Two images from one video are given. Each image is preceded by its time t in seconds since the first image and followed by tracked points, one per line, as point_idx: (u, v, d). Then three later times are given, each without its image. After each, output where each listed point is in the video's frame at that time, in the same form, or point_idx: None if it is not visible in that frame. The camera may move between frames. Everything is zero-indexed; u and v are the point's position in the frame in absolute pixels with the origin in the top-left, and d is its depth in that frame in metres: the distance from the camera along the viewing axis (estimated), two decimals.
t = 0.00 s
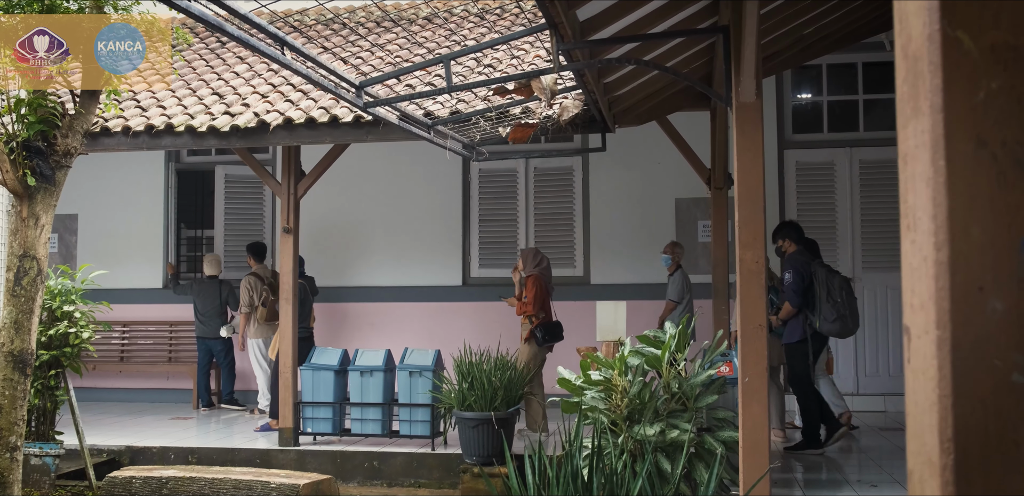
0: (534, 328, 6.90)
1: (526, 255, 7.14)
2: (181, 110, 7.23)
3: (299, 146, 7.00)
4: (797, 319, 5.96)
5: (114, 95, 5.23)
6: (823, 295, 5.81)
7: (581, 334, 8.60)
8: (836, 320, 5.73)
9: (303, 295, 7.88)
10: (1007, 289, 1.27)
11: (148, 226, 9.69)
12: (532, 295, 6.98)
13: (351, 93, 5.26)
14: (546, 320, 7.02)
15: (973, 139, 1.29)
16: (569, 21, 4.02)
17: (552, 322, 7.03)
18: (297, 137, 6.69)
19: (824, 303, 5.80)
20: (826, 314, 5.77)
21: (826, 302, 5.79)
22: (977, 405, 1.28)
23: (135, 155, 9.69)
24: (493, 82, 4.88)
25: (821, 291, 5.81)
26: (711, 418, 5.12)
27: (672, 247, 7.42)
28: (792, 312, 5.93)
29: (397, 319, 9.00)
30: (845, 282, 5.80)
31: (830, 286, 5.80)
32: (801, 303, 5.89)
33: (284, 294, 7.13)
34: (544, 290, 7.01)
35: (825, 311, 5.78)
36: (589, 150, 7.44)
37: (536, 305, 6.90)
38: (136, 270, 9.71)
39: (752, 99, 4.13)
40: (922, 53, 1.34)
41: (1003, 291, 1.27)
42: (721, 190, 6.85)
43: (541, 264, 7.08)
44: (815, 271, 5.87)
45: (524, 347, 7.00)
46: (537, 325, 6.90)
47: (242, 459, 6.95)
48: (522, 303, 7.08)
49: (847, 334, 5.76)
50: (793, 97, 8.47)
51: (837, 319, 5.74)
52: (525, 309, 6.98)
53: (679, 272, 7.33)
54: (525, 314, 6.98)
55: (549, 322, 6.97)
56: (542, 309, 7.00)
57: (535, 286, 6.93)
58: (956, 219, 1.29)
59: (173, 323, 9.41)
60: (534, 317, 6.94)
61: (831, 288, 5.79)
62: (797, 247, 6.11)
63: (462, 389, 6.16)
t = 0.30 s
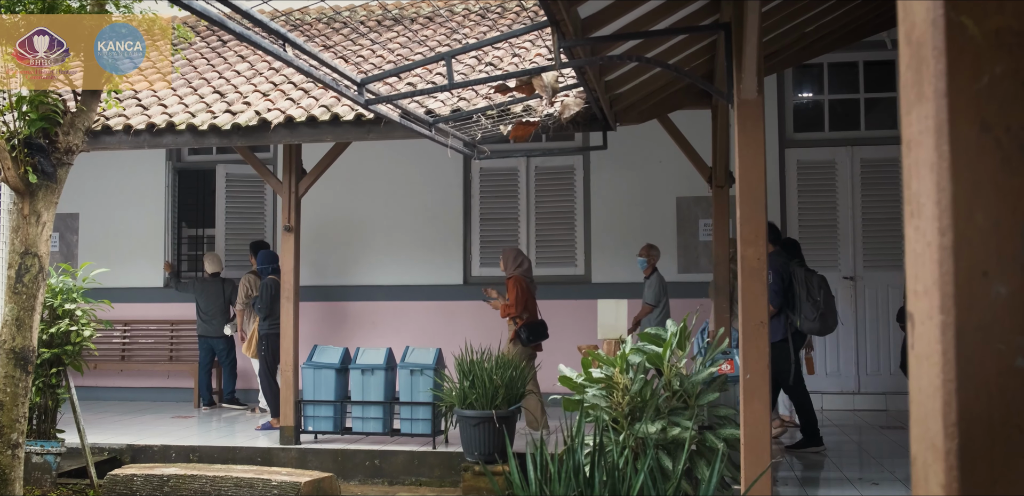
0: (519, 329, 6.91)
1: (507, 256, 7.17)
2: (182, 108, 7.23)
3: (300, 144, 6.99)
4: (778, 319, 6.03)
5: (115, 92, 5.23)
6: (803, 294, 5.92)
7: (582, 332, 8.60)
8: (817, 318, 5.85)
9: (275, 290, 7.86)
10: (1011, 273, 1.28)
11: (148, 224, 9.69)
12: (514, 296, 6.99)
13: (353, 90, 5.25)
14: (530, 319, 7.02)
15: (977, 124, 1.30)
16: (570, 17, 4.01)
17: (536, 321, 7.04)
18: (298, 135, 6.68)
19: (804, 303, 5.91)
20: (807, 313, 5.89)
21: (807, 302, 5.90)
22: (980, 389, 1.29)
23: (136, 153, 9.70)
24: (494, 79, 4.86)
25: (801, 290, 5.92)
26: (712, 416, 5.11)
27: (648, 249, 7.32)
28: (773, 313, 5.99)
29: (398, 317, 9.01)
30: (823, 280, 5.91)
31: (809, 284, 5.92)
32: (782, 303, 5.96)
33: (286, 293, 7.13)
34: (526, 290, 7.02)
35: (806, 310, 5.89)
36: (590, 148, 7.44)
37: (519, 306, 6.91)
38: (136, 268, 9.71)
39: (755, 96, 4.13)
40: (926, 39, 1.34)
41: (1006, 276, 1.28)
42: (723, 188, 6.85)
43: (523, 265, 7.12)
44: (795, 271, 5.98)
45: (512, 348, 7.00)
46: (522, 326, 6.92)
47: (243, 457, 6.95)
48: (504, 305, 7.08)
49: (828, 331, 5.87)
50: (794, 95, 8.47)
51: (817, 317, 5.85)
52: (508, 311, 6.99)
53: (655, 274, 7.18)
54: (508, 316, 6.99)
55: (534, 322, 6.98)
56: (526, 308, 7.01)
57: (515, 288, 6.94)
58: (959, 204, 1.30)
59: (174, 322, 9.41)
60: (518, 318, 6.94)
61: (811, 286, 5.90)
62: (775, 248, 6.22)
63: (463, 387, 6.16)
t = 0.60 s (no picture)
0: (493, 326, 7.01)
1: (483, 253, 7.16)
2: (184, 106, 7.23)
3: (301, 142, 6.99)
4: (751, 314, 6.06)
5: (116, 89, 5.23)
6: (779, 291, 5.99)
7: (583, 330, 8.59)
8: (791, 315, 5.91)
9: (256, 292, 7.70)
10: (1014, 253, 1.41)
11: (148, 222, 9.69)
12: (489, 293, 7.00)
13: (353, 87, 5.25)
14: (504, 315, 7.11)
15: (980, 104, 1.44)
16: (571, 12, 3.99)
17: (510, 316, 7.13)
18: (299, 133, 6.68)
19: (780, 299, 5.98)
20: (782, 309, 5.94)
21: (783, 298, 5.96)
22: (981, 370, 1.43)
23: (138, 152, 9.72)
24: (494, 75, 4.86)
25: (778, 286, 5.98)
26: (714, 413, 5.09)
27: (623, 244, 7.38)
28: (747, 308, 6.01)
29: (399, 316, 9.01)
30: (800, 279, 6.02)
31: (784, 280, 6.00)
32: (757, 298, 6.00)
33: (286, 291, 7.12)
34: (501, 287, 7.03)
35: (781, 306, 5.95)
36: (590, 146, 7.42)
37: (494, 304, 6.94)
38: (137, 267, 9.71)
39: (756, 92, 4.12)
40: (931, 22, 1.48)
41: (1007, 255, 1.41)
42: (724, 186, 6.86)
43: (498, 262, 7.12)
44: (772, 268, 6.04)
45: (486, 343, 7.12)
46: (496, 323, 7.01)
47: (245, 455, 6.94)
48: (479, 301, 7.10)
49: (800, 329, 5.94)
50: (795, 94, 8.46)
51: (791, 313, 5.92)
52: (482, 308, 7.03)
53: (627, 269, 7.29)
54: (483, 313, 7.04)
55: (508, 318, 7.07)
56: (500, 305, 7.05)
57: (491, 285, 6.95)
58: (962, 183, 1.44)
59: (176, 320, 9.42)
60: (492, 315, 7.01)
61: (788, 283, 5.99)
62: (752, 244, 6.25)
63: (464, 385, 6.16)
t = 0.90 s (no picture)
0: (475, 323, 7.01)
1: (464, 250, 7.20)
2: (184, 104, 7.23)
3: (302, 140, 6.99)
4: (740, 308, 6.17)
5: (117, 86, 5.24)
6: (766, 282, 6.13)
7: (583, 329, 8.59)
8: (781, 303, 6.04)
9: (240, 288, 7.93)
10: (1016, 231, 1.24)
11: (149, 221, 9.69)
12: (471, 291, 7.03)
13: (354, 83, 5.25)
14: (486, 313, 7.13)
15: (979, 81, 1.28)
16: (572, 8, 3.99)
17: (492, 313, 7.16)
18: (300, 131, 6.69)
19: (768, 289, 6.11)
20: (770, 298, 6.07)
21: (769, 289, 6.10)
22: (982, 348, 1.25)
23: (139, 148, 9.70)
24: (494, 72, 4.86)
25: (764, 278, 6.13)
26: (714, 411, 5.09)
27: (598, 244, 7.51)
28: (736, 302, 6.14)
29: (399, 315, 9.01)
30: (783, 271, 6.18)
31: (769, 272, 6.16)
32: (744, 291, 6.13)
33: (286, 289, 7.12)
34: (484, 284, 7.05)
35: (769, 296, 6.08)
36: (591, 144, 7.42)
37: (477, 300, 6.98)
38: (138, 266, 9.71)
39: (756, 89, 4.12)
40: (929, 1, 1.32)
41: (1011, 237, 1.24)
42: (724, 184, 6.84)
43: (481, 258, 7.14)
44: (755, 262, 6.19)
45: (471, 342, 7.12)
46: (479, 320, 7.04)
47: (245, 453, 6.94)
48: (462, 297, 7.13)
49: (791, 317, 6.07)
50: (796, 92, 8.45)
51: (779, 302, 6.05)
52: (465, 304, 7.07)
53: (604, 268, 7.49)
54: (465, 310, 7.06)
55: (489, 316, 7.09)
56: (482, 302, 7.09)
57: (474, 282, 6.98)
58: (961, 168, 1.27)
59: (176, 319, 9.41)
60: (474, 312, 7.03)
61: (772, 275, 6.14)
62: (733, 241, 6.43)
63: (465, 382, 6.16)
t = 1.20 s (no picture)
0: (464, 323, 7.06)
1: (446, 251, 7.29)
2: (184, 103, 7.23)
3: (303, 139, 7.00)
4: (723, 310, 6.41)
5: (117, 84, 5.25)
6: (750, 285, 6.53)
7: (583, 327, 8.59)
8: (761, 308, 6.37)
9: (217, 288, 7.87)
10: (1014, 218, 1.36)
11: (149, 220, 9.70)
12: (459, 291, 7.12)
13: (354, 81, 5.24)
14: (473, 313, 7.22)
15: (979, 69, 1.40)
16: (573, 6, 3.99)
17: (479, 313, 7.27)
18: (301, 129, 6.70)
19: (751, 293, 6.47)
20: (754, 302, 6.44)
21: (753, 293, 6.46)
22: (983, 336, 1.38)
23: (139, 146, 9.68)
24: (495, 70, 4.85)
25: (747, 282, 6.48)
26: (715, 409, 5.09)
27: (575, 244, 7.57)
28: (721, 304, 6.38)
29: (400, 314, 9.01)
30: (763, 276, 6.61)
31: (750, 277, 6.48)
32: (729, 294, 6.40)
33: (287, 288, 7.12)
34: (470, 284, 7.15)
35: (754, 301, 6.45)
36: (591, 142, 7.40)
37: (463, 300, 7.08)
38: (138, 265, 9.71)
39: (757, 86, 4.11)
40: None
41: (1008, 222, 1.37)
42: (724, 182, 6.83)
43: (466, 259, 7.25)
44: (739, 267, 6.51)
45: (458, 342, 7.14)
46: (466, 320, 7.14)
47: (245, 452, 6.95)
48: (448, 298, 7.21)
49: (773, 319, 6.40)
50: (796, 91, 8.45)
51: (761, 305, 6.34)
52: (452, 305, 7.16)
53: (582, 267, 7.44)
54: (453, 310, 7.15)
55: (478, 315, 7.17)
56: (469, 303, 7.18)
57: (461, 282, 7.07)
58: (962, 151, 1.40)
59: (177, 318, 9.41)
60: (462, 312, 7.13)
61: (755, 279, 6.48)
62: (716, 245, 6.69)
63: (465, 381, 6.16)
